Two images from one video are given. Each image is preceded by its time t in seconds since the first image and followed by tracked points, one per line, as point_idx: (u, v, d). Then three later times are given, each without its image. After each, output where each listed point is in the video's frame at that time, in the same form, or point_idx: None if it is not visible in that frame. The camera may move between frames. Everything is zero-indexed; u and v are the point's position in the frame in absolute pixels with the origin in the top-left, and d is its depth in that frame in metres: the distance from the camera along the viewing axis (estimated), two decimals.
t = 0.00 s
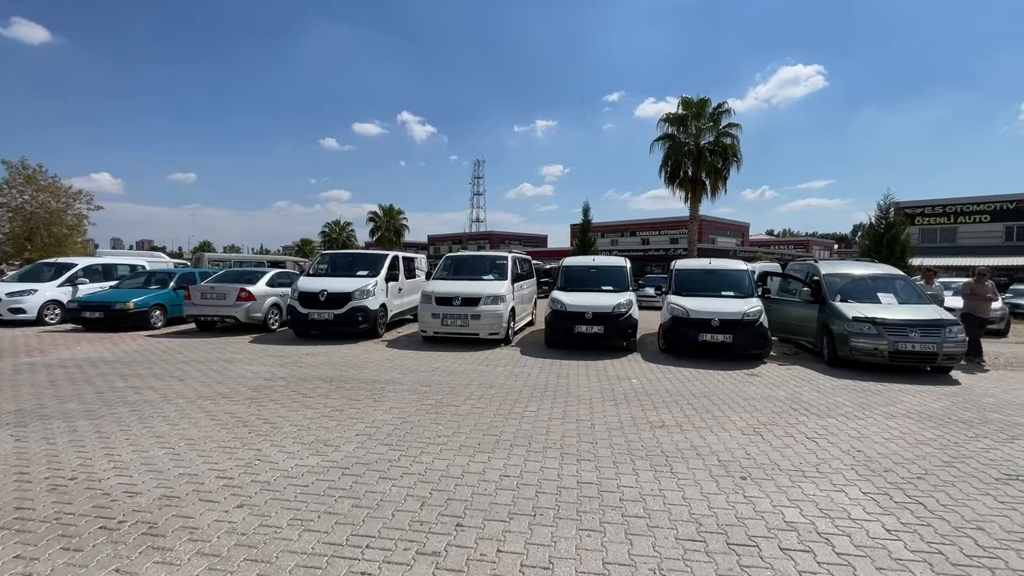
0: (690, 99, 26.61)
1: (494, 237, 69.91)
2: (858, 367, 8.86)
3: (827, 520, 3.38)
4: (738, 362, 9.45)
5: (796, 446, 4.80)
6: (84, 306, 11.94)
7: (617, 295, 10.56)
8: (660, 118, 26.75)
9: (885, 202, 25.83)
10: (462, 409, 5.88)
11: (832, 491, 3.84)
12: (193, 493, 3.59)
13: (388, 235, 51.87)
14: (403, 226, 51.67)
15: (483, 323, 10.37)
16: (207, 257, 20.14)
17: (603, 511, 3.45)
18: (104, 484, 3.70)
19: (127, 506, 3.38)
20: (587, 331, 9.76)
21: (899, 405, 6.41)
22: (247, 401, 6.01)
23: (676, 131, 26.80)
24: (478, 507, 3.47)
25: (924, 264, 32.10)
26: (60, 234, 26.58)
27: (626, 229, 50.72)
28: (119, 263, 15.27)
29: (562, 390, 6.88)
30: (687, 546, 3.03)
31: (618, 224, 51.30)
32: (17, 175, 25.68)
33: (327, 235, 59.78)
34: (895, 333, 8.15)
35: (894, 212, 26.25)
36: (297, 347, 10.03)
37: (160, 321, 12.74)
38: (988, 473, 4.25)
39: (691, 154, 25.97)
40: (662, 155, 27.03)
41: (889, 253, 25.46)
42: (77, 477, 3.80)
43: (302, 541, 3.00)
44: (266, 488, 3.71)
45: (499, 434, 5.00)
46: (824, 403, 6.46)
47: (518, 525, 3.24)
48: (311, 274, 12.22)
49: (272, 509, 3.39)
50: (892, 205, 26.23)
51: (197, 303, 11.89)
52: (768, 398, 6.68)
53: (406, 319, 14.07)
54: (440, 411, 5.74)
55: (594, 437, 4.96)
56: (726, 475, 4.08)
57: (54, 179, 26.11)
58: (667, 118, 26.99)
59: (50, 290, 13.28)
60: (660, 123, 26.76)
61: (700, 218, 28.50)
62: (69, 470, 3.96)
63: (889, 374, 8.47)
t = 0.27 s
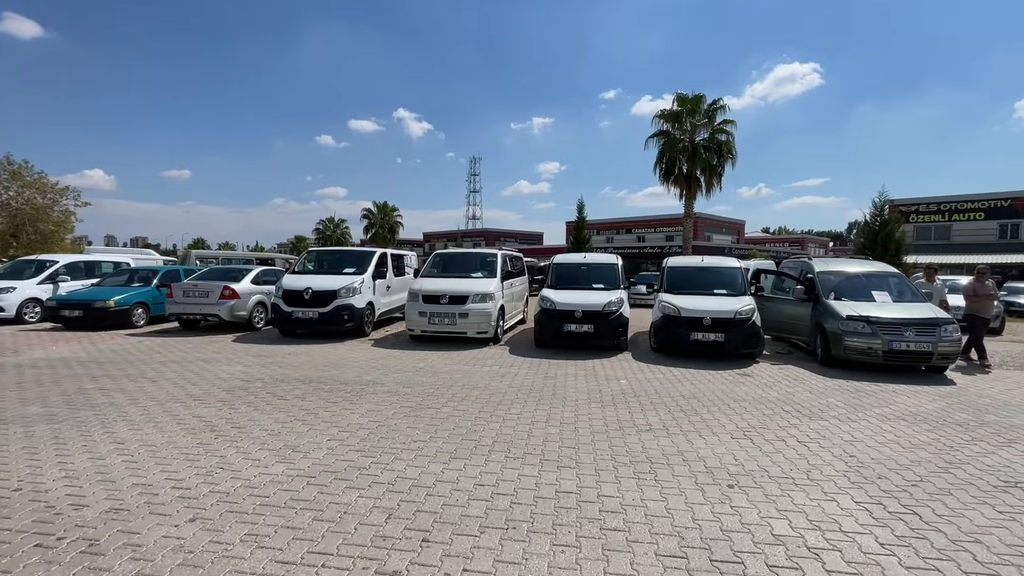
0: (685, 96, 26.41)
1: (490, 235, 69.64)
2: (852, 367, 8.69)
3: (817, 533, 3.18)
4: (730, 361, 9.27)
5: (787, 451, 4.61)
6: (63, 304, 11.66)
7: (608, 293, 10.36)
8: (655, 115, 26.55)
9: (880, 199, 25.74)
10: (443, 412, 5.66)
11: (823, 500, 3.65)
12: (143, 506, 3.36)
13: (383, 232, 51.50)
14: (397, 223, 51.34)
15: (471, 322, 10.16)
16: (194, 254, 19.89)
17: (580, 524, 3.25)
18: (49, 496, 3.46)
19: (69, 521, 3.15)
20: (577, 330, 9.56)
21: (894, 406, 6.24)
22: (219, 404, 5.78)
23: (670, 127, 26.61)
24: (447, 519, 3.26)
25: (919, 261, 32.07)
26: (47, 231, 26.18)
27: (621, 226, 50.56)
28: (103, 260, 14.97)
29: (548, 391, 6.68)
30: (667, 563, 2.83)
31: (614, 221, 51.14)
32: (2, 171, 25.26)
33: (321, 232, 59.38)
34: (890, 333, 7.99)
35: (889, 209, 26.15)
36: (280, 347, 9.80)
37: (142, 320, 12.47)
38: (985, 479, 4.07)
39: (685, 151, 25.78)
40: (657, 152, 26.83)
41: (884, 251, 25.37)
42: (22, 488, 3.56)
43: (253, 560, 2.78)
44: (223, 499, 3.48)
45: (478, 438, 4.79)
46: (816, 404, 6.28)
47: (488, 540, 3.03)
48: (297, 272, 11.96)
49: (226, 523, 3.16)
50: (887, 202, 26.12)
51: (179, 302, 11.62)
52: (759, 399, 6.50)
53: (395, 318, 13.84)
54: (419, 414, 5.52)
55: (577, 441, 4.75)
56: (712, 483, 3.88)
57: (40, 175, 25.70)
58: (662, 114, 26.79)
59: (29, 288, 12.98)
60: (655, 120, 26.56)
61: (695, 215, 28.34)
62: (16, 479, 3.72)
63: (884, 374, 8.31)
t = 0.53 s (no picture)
0: (682, 91, 26.14)
1: (487, 232, 69.35)
2: (851, 365, 8.47)
3: (816, 548, 2.95)
4: (726, 359, 9.04)
5: (783, 455, 4.38)
6: (44, 301, 11.37)
7: (601, 290, 10.12)
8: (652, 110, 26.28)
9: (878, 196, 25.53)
10: (424, 413, 5.42)
11: (821, 510, 3.41)
12: (88, 518, 3.11)
13: (379, 229, 51.15)
14: (394, 220, 51.03)
15: (461, 319, 9.91)
16: (184, 250, 19.58)
17: (559, 538, 3.01)
18: None
19: (4, 536, 2.90)
20: (569, 327, 9.32)
21: (894, 407, 6.01)
22: (191, 405, 5.52)
23: (667, 123, 26.34)
24: (416, 533, 3.02)
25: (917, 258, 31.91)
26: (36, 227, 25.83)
27: (619, 223, 50.32)
28: (88, 257, 14.66)
29: (536, 391, 6.45)
30: None
31: (611, 218, 50.89)
32: None
33: (317, 229, 59.02)
34: (889, 330, 7.76)
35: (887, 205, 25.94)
36: (265, 346, 9.55)
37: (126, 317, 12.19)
38: (993, 486, 3.84)
39: (682, 147, 25.53)
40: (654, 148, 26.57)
41: (883, 247, 25.18)
42: None
43: None
44: (177, 511, 3.23)
45: (458, 441, 4.54)
46: (814, 405, 6.05)
47: (458, 557, 2.79)
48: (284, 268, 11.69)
49: (175, 538, 2.92)
50: (885, 199, 25.91)
51: (163, 299, 11.34)
52: (755, 399, 6.27)
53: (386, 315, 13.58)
54: (398, 416, 5.28)
55: (563, 444, 4.51)
56: (704, 491, 3.64)
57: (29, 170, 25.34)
58: (659, 109, 26.52)
59: (11, 284, 12.69)
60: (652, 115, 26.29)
61: (692, 212, 28.10)
62: None
63: (883, 373, 8.08)
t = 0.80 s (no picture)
0: (682, 85, 25.84)
1: (486, 229, 69.04)
2: (852, 366, 8.25)
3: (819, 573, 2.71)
4: (723, 360, 8.82)
5: (781, 464, 4.15)
6: (28, 299, 11.13)
7: (597, 288, 9.89)
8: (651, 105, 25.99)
9: (879, 192, 25.26)
10: (408, 418, 5.18)
11: (823, 527, 3.18)
12: (33, 538, 2.88)
13: (377, 225, 50.83)
14: (391, 216, 50.71)
15: (453, 318, 9.68)
16: (176, 247, 19.32)
17: (540, 560, 2.78)
18: None
19: None
20: (563, 327, 9.09)
21: (898, 411, 5.79)
22: (165, 409, 5.29)
23: (667, 118, 26.06)
24: (386, 555, 2.79)
25: (918, 255, 31.66)
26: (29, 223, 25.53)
27: (619, 220, 50.03)
28: (75, 253, 14.41)
29: (527, 393, 6.23)
30: None
31: (611, 214, 50.61)
32: None
33: (315, 226, 58.73)
34: (892, 330, 7.54)
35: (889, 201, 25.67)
36: (252, 345, 9.31)
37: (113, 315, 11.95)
38: (1006, 499, 3.62)
39: (682, 142, 25.24)
40: (653, 143, 26.27)
41: (884, 244, 24.93)
42: None
43: None
44: (130, 529, 3.00)
45: (439, 450, 4.31)
46: (815, 409, 5.83)
47: None
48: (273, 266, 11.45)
49: (122, 561, 2.68)
50: (887, 195, 25.64)
51: (149, 297, 11.10)
52: (753, 403, 6.05)
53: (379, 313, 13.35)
54: (380, 421, 5.05)
55: (551, 453, 4.28)
56: (697, 505, 3.41)
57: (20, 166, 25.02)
58: (658, 104, 26.22)
59: None
60: (652, 110, 26.00)
61: (692, 208, 27.83)
62: None
63: (885, 374, 7.87)
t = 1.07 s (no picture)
0: (681, 80, 25.56)
1: (484, 225, 68.74)
2: (852, 365, 8.06)
3: None
4: (721, 359, 8.63)
5: (780, 471, 3.96)
6: (12, 296, 10.90)
7: (592, 285, 9.67)
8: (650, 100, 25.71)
9: (880, 188, 25.02)
10: (391, 421, 4.98)
11: (823, 542, 2.98)
12: None
13: (374, 221, 50.53)
14: (389, 212, 50.41)
15: (445, 316, 9.47)
16: (168, 243, 19.06)
17: None
18: None
19: None
20: (557, 325, 8.89)
21: (900, 413, 5.59)
22: (140, 411, 5.09)
23: (666, 113, 25.78)
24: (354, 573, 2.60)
25: (919, 252, 31.45)
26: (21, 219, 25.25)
27: (618, 216, 49.77)
28: (64, 249, 14.17)
29: (517, 395, 6.03)
30: None
31: (610, 211, 50.34)
32: None
33: (313, 222, 58.41)
34: (894, 329, 7.34)
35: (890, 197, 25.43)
36: (239, 343, 9.10)
37: (100, 312, 11.73)
38: (1017, 509, 3.42)
39: (681, 138, 24.98)
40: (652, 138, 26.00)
41: (884, 241, 24.71)
42: None
43: None
44: (81, 545, 2.79)
45: (421, 456, 4.11)
46: (814, 411, 5.64)
47: None
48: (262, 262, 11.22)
49: None
50: (887, 190, 25.40)
51: (136, 293, 10.88)
52: (750, 404, 5.85)
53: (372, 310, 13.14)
54: (363, 424, 4.85)
55: (538, 459, 4.08)
56: (690, 517, 3.22)
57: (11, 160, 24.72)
58: (658, 99, 25.94)
59: None
60: (651, 105, 25.72)
61: (690, 204, 27.59)
62: None
63: (887, 374, 7.67)
